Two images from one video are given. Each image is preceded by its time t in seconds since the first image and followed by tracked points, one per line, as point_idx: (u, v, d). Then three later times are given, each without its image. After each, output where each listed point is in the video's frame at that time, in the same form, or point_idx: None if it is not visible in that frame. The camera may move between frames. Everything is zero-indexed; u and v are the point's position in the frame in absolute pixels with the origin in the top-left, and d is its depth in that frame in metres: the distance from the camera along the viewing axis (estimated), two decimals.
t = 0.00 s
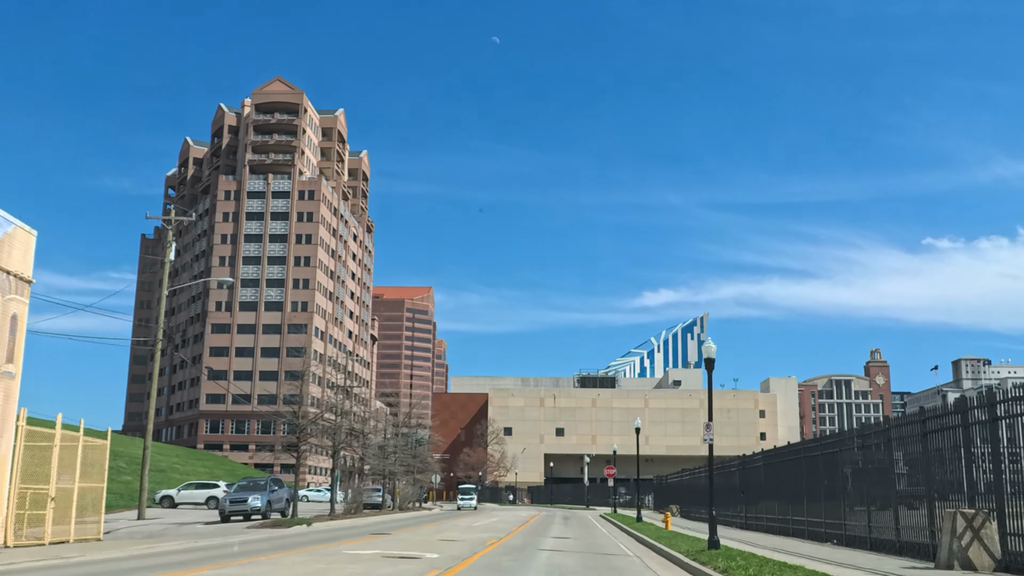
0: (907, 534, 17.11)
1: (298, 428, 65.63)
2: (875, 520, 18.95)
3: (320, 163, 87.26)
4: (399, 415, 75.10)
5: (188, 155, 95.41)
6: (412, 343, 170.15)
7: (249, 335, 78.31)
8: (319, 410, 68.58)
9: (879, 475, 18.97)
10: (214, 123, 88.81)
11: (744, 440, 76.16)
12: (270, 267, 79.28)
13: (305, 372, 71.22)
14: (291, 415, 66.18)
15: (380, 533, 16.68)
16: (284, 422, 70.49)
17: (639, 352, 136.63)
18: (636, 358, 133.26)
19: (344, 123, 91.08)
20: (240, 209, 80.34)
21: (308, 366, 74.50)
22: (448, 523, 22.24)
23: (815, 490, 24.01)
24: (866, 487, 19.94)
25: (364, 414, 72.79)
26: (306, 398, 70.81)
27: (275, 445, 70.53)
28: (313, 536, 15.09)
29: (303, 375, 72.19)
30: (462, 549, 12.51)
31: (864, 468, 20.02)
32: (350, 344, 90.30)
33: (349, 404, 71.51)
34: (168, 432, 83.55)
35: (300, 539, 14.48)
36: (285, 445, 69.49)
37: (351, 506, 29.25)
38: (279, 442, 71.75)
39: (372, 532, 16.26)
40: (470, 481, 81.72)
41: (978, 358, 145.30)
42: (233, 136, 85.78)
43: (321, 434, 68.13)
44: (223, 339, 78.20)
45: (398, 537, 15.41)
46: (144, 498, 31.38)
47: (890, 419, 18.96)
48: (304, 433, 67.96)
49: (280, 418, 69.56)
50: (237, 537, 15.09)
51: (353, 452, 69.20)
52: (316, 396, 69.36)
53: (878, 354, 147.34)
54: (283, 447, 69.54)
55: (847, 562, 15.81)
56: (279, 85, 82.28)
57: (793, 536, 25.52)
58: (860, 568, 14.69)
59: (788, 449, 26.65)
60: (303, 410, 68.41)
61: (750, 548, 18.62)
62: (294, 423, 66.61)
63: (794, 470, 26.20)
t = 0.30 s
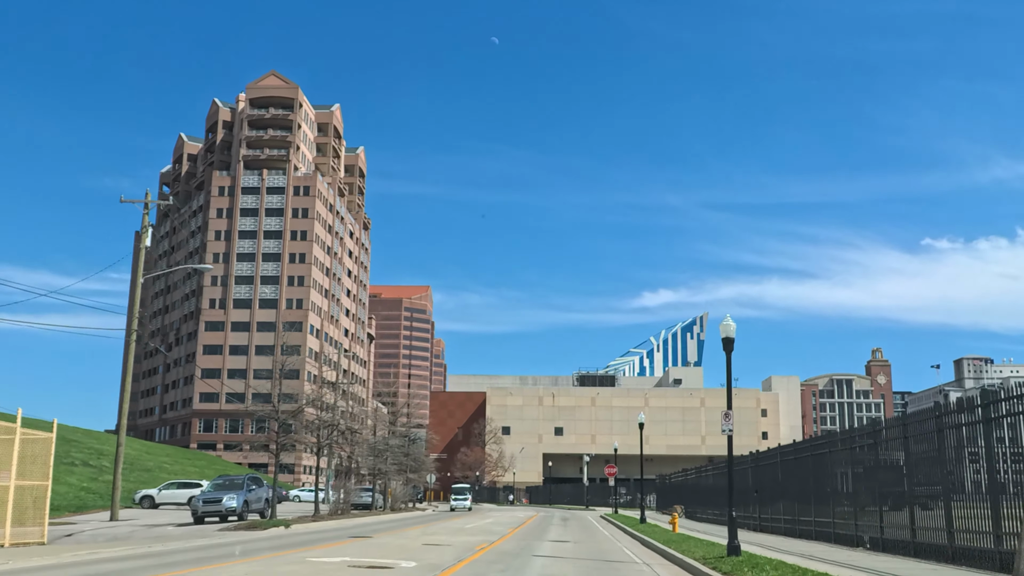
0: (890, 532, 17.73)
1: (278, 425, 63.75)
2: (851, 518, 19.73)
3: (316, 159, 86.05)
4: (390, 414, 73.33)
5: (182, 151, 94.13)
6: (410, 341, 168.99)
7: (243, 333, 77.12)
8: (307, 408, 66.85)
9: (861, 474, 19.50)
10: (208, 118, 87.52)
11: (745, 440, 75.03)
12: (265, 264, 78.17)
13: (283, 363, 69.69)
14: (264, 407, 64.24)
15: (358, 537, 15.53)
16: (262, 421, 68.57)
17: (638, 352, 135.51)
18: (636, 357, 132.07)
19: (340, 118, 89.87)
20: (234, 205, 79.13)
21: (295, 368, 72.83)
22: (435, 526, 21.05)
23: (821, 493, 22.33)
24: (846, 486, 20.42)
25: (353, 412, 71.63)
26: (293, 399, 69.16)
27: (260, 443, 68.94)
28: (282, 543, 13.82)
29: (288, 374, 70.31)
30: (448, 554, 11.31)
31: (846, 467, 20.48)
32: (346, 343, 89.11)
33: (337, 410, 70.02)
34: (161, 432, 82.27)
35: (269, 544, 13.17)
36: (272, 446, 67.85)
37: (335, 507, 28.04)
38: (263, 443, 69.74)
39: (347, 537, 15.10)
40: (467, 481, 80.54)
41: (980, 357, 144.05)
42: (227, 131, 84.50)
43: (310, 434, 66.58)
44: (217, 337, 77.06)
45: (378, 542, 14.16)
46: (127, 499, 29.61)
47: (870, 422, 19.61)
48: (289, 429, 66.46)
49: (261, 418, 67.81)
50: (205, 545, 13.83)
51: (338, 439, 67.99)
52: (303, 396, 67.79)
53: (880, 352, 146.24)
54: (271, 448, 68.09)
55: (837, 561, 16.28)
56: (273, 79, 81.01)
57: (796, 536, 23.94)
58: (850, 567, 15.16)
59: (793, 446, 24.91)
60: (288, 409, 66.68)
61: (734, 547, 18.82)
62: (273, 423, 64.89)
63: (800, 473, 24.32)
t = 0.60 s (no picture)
0: (891, 531, 17.70)
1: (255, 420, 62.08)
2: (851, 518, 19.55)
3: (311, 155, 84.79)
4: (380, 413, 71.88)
5: (176, 148, 92.92)
6: (407, 341, 167.84)
7: (237, 331, 75.82)
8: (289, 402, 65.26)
9: (861, 474, 19.40)
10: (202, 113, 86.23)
11: (747, 439, 73.89)
12: (258, 261, 76.87)
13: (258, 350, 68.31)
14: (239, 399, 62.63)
15: (336, 541, 14.29)
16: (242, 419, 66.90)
17: (637, 351, 134.44)
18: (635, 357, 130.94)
19: (336, 114, 88.61)
20: (227, 201, 77.90)
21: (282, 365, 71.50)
22: (425, 528, 19.88)
23: (831, 495, 21.34)
24: (847, 486, 20.25)
25: (345, 410, 70.45)
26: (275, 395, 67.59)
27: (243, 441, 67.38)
28: (255, 550, 12.56)
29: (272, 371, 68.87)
30: (431, 562, 10.08)
31: (844, 467, 20.33)
32: (342, 342, 87.89)
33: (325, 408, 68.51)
34: (154, 432, 80.98)
35: (234, 553, 11.95)
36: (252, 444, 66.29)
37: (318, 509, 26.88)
38: (241, 442, 68.01)
39: (324, 543, 13.89)
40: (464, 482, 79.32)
41: (981, 356, 142.87)
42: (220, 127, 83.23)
43: (295, 430, 65.08)
44: (210, 335, 75.84)
45: (359, 548, 12.93)
46: (104, 501, 28.11)
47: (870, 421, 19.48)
48: (268, 426, 64.93)
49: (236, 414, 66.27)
50: (171, 550, 12.56)
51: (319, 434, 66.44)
52: (282, 386, 66.39)
53: (881, 352, 145.28)
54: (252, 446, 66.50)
55: (836, 559, 16.23)
56: (267, 74, 79.77)
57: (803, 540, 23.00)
58: (849, 565, 15.14)
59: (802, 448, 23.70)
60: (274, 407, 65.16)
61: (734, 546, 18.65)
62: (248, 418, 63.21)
63: (810, 476, 23.12)
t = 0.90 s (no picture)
0: (889, 532, 16.98)
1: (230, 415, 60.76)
2: (854, 519, 18.59)
3: (306, 151, 83.62)
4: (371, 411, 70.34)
5: (169, 144, 91.75)
6: (405, 341, 166.61)
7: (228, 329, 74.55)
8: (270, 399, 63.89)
9: (858, 474, 18.64)
10: (196, 109, 85.06)
11: (747, 439, 72.77)
12: (252, 258, 75.71)
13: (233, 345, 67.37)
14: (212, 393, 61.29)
15: (311, 544, 13.14)
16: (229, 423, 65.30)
17: (636, 351, 133.36)
18: (634, 356, 129.81)
19: (331, 110, 87.45)
20: (221, 197, 76.76)
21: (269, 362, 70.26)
22: (413, 529, 18.78)
23: (831, 496, 20.37)
24: (844, 487, 19.48)
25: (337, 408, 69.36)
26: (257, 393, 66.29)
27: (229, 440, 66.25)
28: (220, 558, 11.35)
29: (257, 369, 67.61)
30: (408, 570, 8.89)
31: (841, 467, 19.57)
32: (337, 340, 86.73)
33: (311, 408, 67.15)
34: (146, 431, 79.81)
35: (190, 561, 10.97)
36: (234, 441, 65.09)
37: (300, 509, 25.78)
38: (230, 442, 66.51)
39: (295, 548, 12.76)
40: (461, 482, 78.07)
41: (983, 356, 141.62)
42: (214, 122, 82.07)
43: (279, 429, 63.72)
44: (202, 333, 74.72)
45: (334, 553, 11.75)
46: (81, 501, 26.88)
47: (868, 421, 18.75)
48: (247, 424, 63.60)
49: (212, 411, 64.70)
50: (126, 556, 11.39)
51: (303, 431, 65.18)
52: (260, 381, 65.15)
53: (882, 352, 144.09)
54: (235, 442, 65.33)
55: (831, 560, 15.48)
56: (262, 68, 78.66)
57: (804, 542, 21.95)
58: (845, 566, 14.39)
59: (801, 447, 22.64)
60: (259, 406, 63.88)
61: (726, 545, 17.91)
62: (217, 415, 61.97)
63: (810, 478, 21.98)
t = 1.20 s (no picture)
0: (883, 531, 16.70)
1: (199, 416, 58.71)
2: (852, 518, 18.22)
3: (301, 146, 82.39)
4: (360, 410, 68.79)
5: (163, 140, 90.48)
6: (402, 341, 165.35)
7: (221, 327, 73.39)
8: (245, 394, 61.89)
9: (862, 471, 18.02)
10: (189, 104, 83.82)
11: (749, 438, 71.65)
12: (245, 254, 74.51)
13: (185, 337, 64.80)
14: (171, 386, 59.11)
15: (272, 551, 11.74)
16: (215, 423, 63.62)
17: (635, 351, 132.28)
18: (633, 356, 128.69)
19: (326, 104, 86.22)
20: (214, 192, 75.53)
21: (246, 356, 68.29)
22: (397, 533, 17.52)
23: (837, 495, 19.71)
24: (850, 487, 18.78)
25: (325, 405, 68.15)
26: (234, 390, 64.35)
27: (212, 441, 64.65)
28: (170, 562, 9.97)
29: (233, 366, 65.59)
30: None
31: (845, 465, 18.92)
32: (332, 338, 85.56)
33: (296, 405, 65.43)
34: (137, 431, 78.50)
35: (135, 569, 9.76)
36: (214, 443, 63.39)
37: (280, 511, 24.67)
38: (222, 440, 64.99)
39: (251, 554, 11.41)
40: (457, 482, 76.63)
41: (985, 355, 140.53)
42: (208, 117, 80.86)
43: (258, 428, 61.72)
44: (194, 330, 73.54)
45: (293, 564, 10.38)
46: (56, 501, 25.74)
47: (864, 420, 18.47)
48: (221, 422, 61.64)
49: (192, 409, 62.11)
50: (58, 563, 10.03)
51: (285, 428, 63.42)
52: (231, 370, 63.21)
53: (883, 351, 142.97)
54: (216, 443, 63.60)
55: (837, 563, 14.74)
56: (255, 62, 77.50)
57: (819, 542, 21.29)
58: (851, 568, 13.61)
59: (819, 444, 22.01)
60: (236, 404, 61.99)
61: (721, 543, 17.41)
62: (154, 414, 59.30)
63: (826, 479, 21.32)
